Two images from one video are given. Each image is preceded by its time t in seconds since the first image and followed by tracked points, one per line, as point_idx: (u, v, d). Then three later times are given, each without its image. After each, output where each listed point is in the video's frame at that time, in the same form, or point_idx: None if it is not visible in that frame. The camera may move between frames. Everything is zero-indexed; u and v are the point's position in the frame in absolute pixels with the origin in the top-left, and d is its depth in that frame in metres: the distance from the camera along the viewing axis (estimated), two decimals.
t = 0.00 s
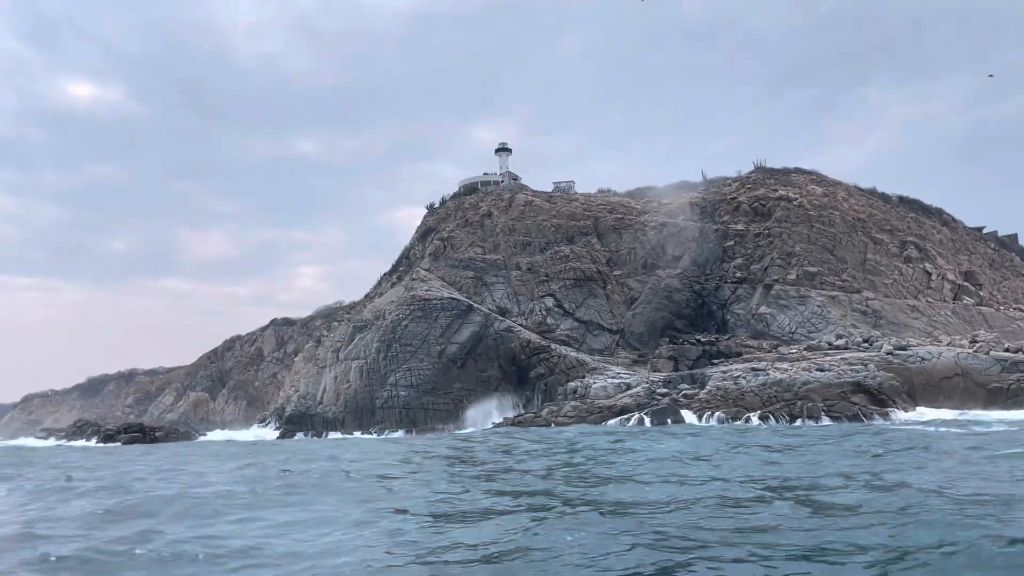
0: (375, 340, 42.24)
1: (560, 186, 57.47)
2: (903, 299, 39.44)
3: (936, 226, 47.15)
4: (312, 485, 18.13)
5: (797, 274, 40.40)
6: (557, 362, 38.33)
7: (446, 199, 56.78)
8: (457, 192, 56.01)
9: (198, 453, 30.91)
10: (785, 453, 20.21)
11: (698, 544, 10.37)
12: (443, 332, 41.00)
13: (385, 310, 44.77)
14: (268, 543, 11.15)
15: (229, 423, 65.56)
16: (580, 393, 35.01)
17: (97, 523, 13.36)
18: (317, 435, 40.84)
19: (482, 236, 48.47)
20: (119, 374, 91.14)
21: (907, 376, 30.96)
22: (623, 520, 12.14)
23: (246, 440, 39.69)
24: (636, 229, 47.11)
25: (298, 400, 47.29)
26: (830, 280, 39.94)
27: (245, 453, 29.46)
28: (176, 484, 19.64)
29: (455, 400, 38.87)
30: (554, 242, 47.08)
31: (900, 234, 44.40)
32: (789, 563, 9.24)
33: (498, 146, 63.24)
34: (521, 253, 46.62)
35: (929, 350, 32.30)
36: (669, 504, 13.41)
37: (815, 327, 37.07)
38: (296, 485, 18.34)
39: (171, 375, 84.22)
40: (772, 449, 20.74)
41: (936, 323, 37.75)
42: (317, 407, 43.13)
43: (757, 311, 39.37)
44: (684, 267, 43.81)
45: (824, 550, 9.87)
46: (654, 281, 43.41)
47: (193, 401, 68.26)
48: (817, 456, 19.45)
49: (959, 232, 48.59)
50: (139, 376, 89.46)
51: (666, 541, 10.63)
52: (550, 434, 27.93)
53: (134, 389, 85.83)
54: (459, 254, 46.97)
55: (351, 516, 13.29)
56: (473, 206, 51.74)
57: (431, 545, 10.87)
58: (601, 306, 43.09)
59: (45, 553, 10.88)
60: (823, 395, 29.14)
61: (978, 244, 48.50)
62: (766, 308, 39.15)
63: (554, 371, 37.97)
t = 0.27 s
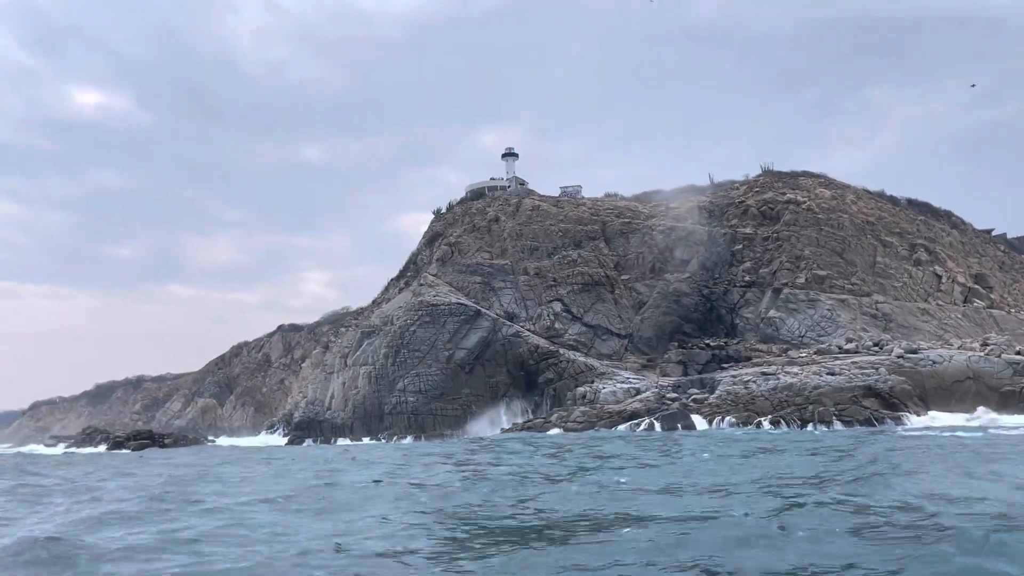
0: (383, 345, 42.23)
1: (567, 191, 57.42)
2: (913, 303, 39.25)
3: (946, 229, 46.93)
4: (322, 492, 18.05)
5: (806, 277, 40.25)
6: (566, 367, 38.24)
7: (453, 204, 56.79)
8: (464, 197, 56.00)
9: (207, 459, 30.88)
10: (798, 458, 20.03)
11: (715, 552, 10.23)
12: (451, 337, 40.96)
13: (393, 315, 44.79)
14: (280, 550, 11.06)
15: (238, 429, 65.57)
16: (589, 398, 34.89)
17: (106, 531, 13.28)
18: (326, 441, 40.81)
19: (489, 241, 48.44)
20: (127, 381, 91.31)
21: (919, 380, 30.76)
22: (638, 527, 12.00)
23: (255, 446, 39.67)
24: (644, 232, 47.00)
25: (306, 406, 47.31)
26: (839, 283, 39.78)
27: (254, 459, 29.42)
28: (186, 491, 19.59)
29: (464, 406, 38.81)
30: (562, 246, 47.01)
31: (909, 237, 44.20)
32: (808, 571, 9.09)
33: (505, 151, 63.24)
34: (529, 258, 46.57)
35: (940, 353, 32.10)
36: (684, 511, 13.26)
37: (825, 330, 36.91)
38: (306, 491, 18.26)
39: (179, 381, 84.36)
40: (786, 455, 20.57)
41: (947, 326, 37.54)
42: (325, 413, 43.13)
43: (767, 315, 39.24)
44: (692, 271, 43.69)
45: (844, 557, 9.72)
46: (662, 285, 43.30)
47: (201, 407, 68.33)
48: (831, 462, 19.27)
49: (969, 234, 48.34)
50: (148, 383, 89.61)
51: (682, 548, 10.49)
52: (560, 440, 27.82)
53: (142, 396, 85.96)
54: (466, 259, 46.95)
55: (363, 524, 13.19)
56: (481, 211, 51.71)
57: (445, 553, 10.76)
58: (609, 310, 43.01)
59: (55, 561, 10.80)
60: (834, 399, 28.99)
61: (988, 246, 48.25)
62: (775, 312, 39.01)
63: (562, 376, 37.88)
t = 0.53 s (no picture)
0: (392, 350, 42.29)
1: (574, 194, 57.46)
2: (923, 304, 39.11)
3: (956, 230, 46.76)
4: (336, 497, 18.05)
5: (815, 279, 40.16)
6: (575, 370, 38.21)
7: (461, 208, 56.85)
8: (471, 201, 56.05)
9: (219, 464, 30.94)
10: (813, 463, 19.94)
11: (734, 558, 10.15)
12: (461, 341, 41.00)
13: (402, 320, 44.87)
14: (297, 557, 11.02)
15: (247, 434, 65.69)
16: (599, 402, 34.86)
17: (120, 537, 13.22)
18: (336, 445, 40.87)
19: (497, 245, 48.47)
20: (136, 386, 91.63)
21: (931, 381, 30.63)
22: (655, 533, 11.91)
23: (265, 451, 39.74)
24: (652, 235, 46.95)
25: (316, 410, 47.40)
26: (849, 285, 39.68)
27: (265, 464, 29.48)
28: (198, 497, 19.61)
29: (474, 410, 38.84)
30: (570, 250, 47.01)
31: (919, 238, 44.07)
32: None
33: (512, 154, 63.31)
34: (537, 261, 46.58)
35: (952, 355, 31.96)
36: (701, 517, 13.18)
37: (835, 332, 36.81)
38: (319, 497, 18.25)
39: (188, 386, 84.59)
40: (799, 460, 20.49)
41: (958, 328, 37.40)
42: (335, 418, 43.20)
43: (776, 318, 39.17)
44: (701, 274, 43.65)
45: (866, 562, 9.61)
46: (671, 288, 43.26)
47: (210, 412, 68.54)
48: (846, 466, 19.17)
49: (979, 235, 48.15)
50: (157, 388, 89.87)
51: (703, 554, 10.41)
52: (571, 444, 27.78)
53: (151, 401, 86.20)
54: (475, 263, 46.98)
55: (378, 530, 13.13)
56: (489, 215, 51.74)
57: (462, 559, 10.70)
58: (618, 314, 42.98)
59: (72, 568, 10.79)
60: (846, 402, 28.91)
61: (998, 247, 48.05)
62: (785, 314, 38.92)
63: (572, 379, 37.86)
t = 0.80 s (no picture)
0: (399, 352, 42.19)
1: (581, 196, 57.30)
2: (934, 304, 38.86)
3: (965, 229, 46.48)
4: (346, 501, 17.87)
5: (824, 279, 39.95)
6: (584, 372, 38.06)
7: (467, 210, 56.75)
8: (478, 203, 55.94)
9: (227, 468, 30.82)
10: (828, 465, 19.71)
11: (757, 561, 9.93)
12: (468, 343, 40.88)
13: (409, 322, 44.78)
14: (309, 562, 10.83)
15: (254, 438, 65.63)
16: (608, 404, 34.70)
17: (130, 542, 13.04)
18: (343, 449, 40.77)
19: (504, 247, 48.34)
20: (143, 390, 91.70)
21: (942, 382, 30.39)
22: (674, 537, 11.68)
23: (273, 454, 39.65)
24: (659, 236, 46.76)
25: (323, 414, 47.32)
26: (858, 285, 39.47)
27: (273, 468, 29.36)
28: (207, 501, 19.44)
29: (482, 413, 38.74)
30: (578, 251, 46.86)
31: (928, 238, 43.81)
32: None
33: (518, 156, 63.21)
34: (544, 263, 46.44)
35: (964, 355, 31.71)
36: (719, 519, 12.96)
37: (845, 333, 36.59)
38: (330, 501, 18.07)
39: (195, 390, 84.62)
40: (814, 462, 20.26)
41: (968, 327, 37.14)
42: (343, 421, 43.11)
43: (786, 318, 38.97)
44: (709, 275, 43.46)
45: (893, 565, 9.38)
46: (679, 289, 43.07)
47: (217, 416, 68.54)
48: (862, 468, 18.94)
49: (989, 234, 47.84)
50: (163, 392, 89.92)
51: (725, 558, 10.18)
52: (581, 447, 27.59)
53: (158, 405, 86.25)
54: (481, 265, 46.86)
55: (391, 534, 12.92)
56: (495, 217, 51.62)
57: (477, 563, 10.50)
58: (626, 315, 42.81)
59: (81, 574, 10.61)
60: (857, 403, 28.70)
61: (1008, 245, 47.73)
62: (794, 315, 38.73)
63: (580, 381, 37.70)
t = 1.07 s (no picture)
0: (407, 353, 42.19)
1: (588, 195, 57.21)
2: (943, 302, 38.67)
3: (975, 227, 46.23)
4: (356, 500, 17.82)
5: (833, 277, 39.81)
6: (592, 372, 37.98)
7: (474, 210, 56.73)
8: (484, 203, 55.90)
9: (236, 468, 30.84)
10: (840, 464, 19.59)
11: (773, 560, 9.81)
12: (476, 344, 40.85)
13: (417, 323, 44.79)
14: (321, 561, 10.76)
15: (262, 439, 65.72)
16: (617, 404, 34.62)
17: (140, 543, 12.99)
18: (352, 449, 40.78)
19: (511, 247, 48.30)
20: (151, 392, 91.99)
21: (953, 380, 30.21)
22: (687, 535, 11.58)
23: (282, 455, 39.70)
24: (667, 235, 46.66)
25: (331, 415, 47.37)
26: (868, 283, 39.32)
27: (283, 468, 29.40)
28: (217, 501, 19.42)
29: (490, 413, 38.72)
30: (585, 251, 46.79)
31: (938, 236, 43.60)
32: None
33: (525, 156, 63.15)
34: (552, 263, 46.38)
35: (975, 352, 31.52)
36: (733, 518, 12.84)
37: (854, 331, 36.44)
38: (341, 499, 18.11)
39: (203, 392, 84.82)
40: (826, 461, 20.13)
41: (979, 325, 36.93)
42: (351, 422, 43.14)
43: (795, 317, 38.84)
44: (717, 274, 43.36)
45: (912, 564, 9.25)
46: (687, 289, 42.96)
47: (225, 417, 68.68)
48: (874, 467, 18.80)
49: (998, 231, 47.57)
50: (172, 394, 90.18)
51: (741, 557, 10.07)
52: (591, 447, 27.51)
53: (167, 407, 86.49)
54: (489, 266, 46.83)
55: (402, 532, 12.97)
56: (502, 217, 51.59)
57: (490, 562, 10.41)
58: (634, 315, 42.71)
59: None
60: (868, 401, 28.55)
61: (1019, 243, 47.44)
62: (803, 313, 38.60)
63: (588, 381, 37.62)
